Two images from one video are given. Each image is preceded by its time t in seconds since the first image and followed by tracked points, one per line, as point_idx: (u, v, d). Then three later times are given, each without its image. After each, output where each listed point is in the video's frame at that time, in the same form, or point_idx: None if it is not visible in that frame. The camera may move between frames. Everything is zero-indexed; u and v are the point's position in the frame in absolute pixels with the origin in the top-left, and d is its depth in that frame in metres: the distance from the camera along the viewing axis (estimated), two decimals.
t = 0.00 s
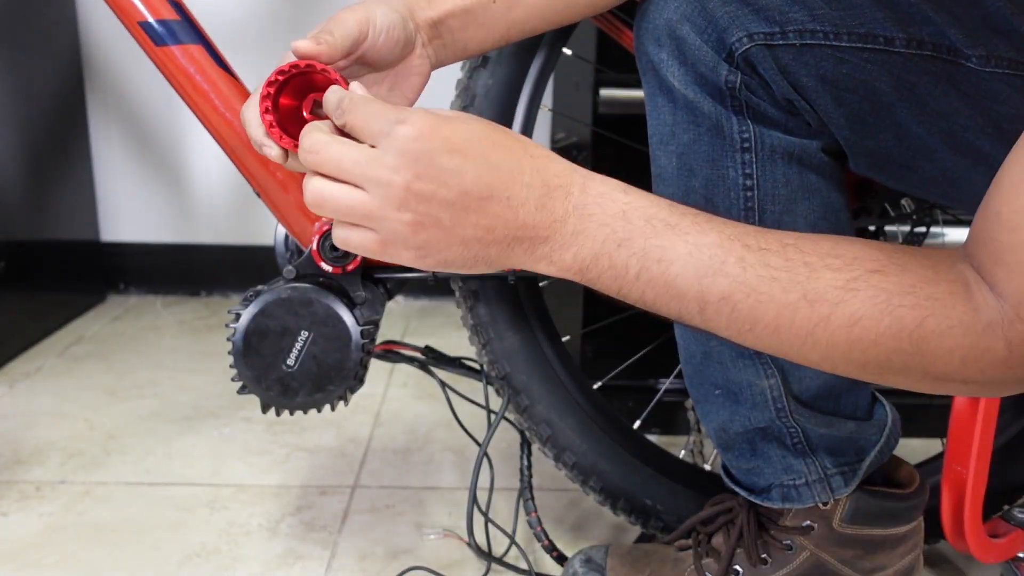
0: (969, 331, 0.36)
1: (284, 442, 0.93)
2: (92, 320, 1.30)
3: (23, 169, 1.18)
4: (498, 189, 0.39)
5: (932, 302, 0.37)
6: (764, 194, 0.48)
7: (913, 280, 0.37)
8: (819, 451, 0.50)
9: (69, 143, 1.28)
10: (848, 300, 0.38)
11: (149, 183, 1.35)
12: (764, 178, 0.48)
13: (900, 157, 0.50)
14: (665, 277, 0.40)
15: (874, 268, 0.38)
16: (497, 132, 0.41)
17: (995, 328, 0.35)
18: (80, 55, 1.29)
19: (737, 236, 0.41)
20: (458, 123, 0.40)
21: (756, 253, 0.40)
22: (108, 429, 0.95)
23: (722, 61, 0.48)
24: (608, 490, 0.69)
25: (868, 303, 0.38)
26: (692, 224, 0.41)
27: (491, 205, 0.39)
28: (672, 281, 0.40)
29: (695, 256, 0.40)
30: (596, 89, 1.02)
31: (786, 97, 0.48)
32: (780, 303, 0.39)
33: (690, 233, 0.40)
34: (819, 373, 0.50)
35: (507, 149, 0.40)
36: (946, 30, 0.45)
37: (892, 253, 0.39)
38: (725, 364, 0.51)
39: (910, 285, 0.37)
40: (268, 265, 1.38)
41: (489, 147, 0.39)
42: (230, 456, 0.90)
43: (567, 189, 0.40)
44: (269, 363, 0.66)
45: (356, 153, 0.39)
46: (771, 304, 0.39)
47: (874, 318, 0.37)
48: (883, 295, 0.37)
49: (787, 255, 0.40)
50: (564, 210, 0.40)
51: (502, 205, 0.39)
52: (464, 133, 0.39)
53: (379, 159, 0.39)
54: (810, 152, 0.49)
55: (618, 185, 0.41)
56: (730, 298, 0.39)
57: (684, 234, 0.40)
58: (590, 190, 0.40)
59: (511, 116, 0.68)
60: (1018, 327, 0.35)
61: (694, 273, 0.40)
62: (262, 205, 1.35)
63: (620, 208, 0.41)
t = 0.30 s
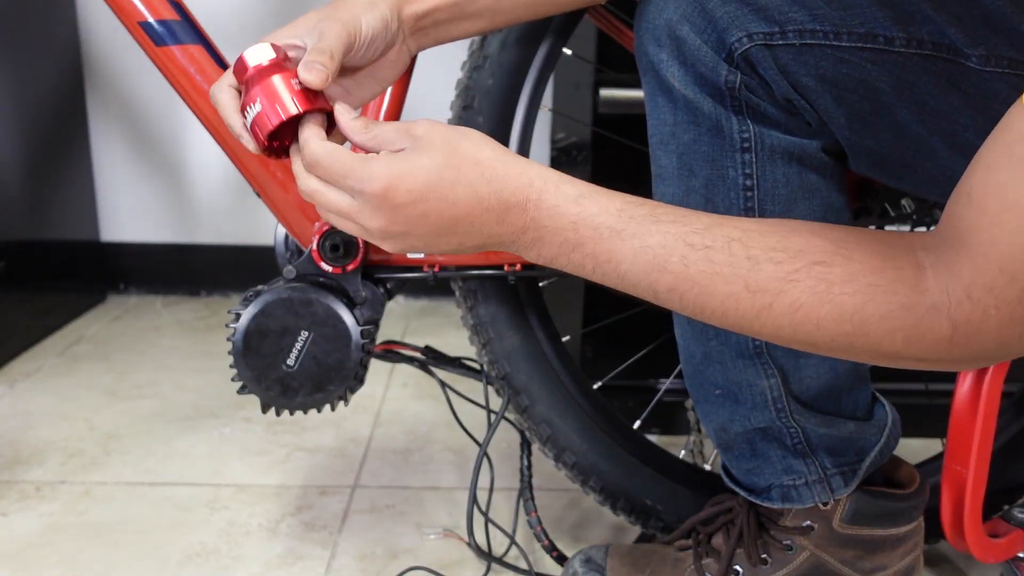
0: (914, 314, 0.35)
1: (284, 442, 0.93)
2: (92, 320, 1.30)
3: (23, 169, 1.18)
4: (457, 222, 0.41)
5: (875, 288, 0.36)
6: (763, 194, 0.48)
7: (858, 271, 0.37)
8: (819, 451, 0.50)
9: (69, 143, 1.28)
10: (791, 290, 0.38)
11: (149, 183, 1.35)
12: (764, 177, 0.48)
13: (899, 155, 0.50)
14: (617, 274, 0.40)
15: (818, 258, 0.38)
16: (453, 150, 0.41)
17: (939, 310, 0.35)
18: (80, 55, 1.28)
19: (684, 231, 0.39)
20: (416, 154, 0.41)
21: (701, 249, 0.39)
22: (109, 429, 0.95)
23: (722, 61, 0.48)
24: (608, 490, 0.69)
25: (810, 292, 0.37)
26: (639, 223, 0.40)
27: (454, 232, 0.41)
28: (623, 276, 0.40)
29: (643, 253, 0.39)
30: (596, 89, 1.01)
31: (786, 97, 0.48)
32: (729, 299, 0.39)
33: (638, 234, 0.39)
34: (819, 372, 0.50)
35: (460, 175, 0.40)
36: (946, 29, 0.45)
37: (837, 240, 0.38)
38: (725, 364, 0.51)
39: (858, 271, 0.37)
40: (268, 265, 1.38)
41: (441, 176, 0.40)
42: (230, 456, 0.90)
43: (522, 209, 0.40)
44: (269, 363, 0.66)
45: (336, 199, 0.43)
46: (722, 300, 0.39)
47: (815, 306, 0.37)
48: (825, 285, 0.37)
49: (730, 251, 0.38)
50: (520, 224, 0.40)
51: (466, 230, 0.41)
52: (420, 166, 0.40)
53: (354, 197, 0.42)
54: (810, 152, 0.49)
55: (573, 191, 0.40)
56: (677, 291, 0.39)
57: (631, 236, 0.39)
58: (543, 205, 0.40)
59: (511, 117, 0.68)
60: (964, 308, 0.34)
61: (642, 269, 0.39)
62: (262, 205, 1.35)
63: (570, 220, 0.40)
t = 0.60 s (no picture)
0: (898, 302, 0.39)
1: (284, 443, 0.93)
2: (92, 320, 1.30)
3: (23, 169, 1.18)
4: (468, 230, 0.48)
5: (857, 276, 0.40)
6: (764, 193, 0.48)
7: (840, 261, 0.41)
8: (819, 451, 0.50)
9: (69, 143, 1.28)
10: (777, 278, 0.42)
11: (149, 182, 1.35)
12: (765, 177, 0.48)
13: (900, 155, 0.50)
14: (613, 273, 0.46)
15: (802, 250, 0.42)
16: (473, 177, 0.50)
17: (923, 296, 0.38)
18: (80, 54, 1.28)
19: (673, 231, 0.46)
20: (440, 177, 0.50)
21: (691, 245, 0.45)
22: (108, 429, 0.95)
23: (723, 60, 0.48)
24: (608, 490, 0.69)
25: (795, 280, 0.42)
26: (630, 227, 0.47)
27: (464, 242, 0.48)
28: (619, 275, 0.46)
29: (638, 251, 0.45)
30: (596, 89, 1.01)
31: (786, 96, 0.48)
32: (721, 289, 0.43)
33: (632, 234, 0.46)
34: (820, 373, 0.50)
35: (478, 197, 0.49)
36: (946, 29, 0.45)
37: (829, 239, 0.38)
38: (725, 364, 0.51)
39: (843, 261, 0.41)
40: (268, 265, 1.38)
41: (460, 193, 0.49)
42: (230, 456, 0.90)
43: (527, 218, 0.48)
44: (269, 363, 0.66)
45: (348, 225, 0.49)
46: (711, 293, 0.44)
47: (801, 292, 0.41)
48: (807, 273, 0.41)
49: (719, 245, 0.44)
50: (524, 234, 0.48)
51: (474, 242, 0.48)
52: (443, 187, 0.49)
53: (380, 213, 0.49)
54: (811, 152, 0.49)
55: (572, 207, 0.49)
56: (670, 286, 0.45)
57: (625, 236, 0.46)
58: (547, 213, 0.48)
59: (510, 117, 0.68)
60: (947, 297, 0.38)
61: (637, 267, 0.45)
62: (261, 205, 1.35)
63: (571, 224, 0.47)
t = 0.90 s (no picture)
0: (863, 317, 0.37)
1: (284, 443, 0.93)
2: (92, 319, 1.30)
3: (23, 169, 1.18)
4: (417, 278, 0.47)
5: (817, 295, 0.39)
6: (764, 194, 0.49)
7: (799, 279, 0.39)
8: (819, 451, 0.50)
9: (69, 143, 1.28)
10: (735, 306, 0.41)
11: (149, 182, 1.35)
12: (764, 177, 0.48)
13: (899, 155, 0.50)
14: (568, 311, 0.45)
15: (760, 272, 0.41)
16: (412, 215, 0.48)
17: (889, 309, 0.36)
18: (80, 53, 1.28)
19: (625, 264, 0.44)
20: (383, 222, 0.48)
21: (642, 279, 0.43)
22: (108, 429, 0.95)
23: (722, 60, 0.48)
24: (608, 490, 0.69)
25: (754, 306, 0.40)
26: (583, 262, 0.44)
27: (416, 284, 0.47)
28: (575, 311, 0.45)
29: (588, 290, 0.44)
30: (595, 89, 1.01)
31: (786, 96, 0.48)
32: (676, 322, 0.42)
33: (583, 274, 0.44)
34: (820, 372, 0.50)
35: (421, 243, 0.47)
36: (946, 29, 0.45)
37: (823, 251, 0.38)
38: (725, 364, 0.51)
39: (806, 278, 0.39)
40: (268, 265, 1.38)
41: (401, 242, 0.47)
42: (230, 457, 0.90)
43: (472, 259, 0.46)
44: (269, 363, 0.66)
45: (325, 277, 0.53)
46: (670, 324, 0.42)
47: (760, 317, 0.40)
48: (767, 297, 0.40)
49: (673, 277, 0.42)
50: (474, 275, 0.46)
51: (429, 280, 0.47)
52: (383, 236, 0.48)
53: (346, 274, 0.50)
54: (810, 152, 0.49)
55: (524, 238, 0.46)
56: (628, 320, 0.43)
57: (577, 275, 0.44)
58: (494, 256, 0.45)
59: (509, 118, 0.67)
60: (916, 307, 0.36)
61: (592, 303, 0.44)
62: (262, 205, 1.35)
63: (519, 265, 0.45)
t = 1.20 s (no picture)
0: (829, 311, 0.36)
1: (284, 443, 0.93)
2: (92, 320, 1.30)
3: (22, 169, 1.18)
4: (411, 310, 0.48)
5: (780, 293, 0.38)
6: (764, 190, 0.49)
7: (758, 283, 0.38)
8: (816, 449, 0.50)
9: (69, 143, 1.28)
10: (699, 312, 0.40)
11: (149, 182, 1.35)
12: (764, 173, 0.49)
13: (900, 155, 0.50)
14: (548, 333, 0.44)
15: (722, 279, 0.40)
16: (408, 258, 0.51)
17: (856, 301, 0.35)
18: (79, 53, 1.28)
19: (594, 283, 0.44)
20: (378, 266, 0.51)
21: (611, 295, 0.43)
22: (108, 429, 0.95)
23: (724, 58, 0.49)
24: (607, 490, 0.69)
25: (715, 310, 0.39)
26: (554, 283, 0.45)
27: (410, 319, 0.49)
28: (554, 333, 0.44)
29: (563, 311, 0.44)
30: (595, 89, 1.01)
31: (786, 96, 0.49)
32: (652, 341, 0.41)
33: (555, 295, 0.44)
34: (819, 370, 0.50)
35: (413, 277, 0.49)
36: (947, 29, 0.45)
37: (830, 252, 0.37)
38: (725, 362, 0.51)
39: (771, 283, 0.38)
40: (268, 265, 1.38)
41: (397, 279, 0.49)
42: (230, 457, 0.90)
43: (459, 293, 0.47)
44: (269, 363, 0.66)
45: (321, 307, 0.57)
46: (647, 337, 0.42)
47: (723, 322, 0.39)
48: (729, 301, 0.39)
49: (639, 290, 0.42)
50: (461, 306, 0.47)
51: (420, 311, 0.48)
52: (379, 276, 0.50)
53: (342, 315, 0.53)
54: (810, 150, 0.49)
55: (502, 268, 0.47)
56: (603, 336, 0.43)
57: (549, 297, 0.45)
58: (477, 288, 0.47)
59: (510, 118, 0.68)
60: (883, 299, 0.35)
61: (567, 324, 0.44)
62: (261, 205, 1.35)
63: (499, 292, 0.46)
